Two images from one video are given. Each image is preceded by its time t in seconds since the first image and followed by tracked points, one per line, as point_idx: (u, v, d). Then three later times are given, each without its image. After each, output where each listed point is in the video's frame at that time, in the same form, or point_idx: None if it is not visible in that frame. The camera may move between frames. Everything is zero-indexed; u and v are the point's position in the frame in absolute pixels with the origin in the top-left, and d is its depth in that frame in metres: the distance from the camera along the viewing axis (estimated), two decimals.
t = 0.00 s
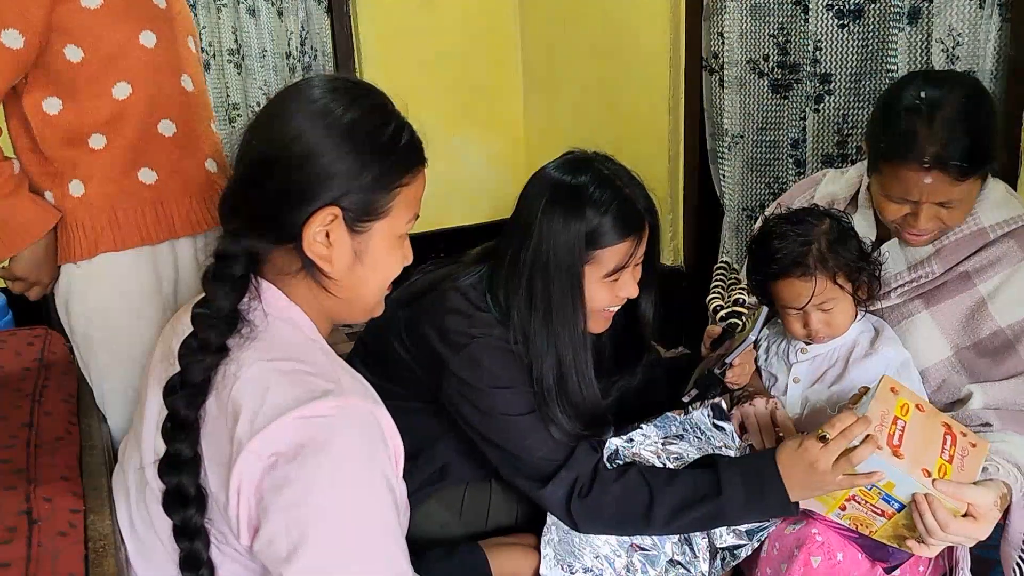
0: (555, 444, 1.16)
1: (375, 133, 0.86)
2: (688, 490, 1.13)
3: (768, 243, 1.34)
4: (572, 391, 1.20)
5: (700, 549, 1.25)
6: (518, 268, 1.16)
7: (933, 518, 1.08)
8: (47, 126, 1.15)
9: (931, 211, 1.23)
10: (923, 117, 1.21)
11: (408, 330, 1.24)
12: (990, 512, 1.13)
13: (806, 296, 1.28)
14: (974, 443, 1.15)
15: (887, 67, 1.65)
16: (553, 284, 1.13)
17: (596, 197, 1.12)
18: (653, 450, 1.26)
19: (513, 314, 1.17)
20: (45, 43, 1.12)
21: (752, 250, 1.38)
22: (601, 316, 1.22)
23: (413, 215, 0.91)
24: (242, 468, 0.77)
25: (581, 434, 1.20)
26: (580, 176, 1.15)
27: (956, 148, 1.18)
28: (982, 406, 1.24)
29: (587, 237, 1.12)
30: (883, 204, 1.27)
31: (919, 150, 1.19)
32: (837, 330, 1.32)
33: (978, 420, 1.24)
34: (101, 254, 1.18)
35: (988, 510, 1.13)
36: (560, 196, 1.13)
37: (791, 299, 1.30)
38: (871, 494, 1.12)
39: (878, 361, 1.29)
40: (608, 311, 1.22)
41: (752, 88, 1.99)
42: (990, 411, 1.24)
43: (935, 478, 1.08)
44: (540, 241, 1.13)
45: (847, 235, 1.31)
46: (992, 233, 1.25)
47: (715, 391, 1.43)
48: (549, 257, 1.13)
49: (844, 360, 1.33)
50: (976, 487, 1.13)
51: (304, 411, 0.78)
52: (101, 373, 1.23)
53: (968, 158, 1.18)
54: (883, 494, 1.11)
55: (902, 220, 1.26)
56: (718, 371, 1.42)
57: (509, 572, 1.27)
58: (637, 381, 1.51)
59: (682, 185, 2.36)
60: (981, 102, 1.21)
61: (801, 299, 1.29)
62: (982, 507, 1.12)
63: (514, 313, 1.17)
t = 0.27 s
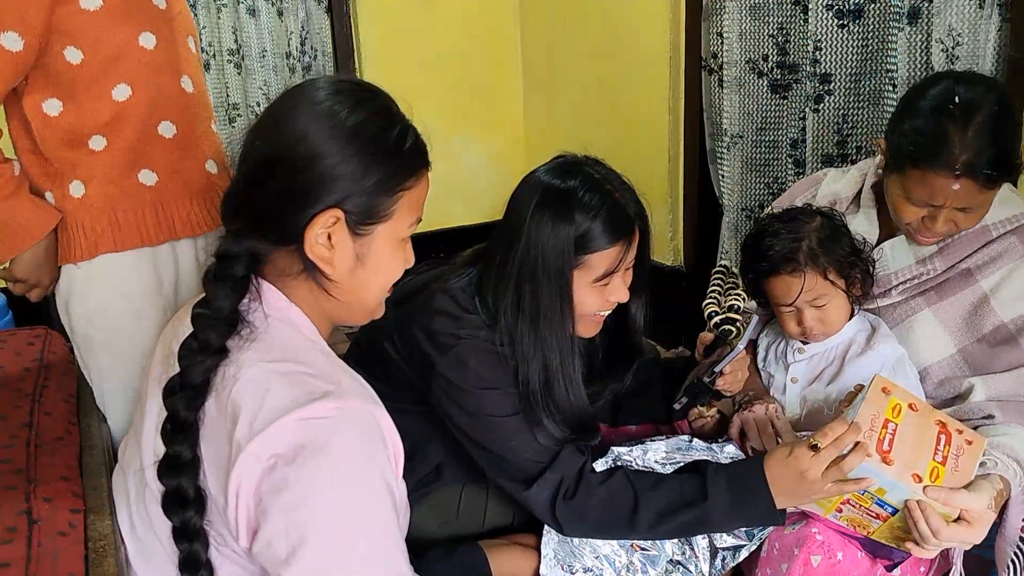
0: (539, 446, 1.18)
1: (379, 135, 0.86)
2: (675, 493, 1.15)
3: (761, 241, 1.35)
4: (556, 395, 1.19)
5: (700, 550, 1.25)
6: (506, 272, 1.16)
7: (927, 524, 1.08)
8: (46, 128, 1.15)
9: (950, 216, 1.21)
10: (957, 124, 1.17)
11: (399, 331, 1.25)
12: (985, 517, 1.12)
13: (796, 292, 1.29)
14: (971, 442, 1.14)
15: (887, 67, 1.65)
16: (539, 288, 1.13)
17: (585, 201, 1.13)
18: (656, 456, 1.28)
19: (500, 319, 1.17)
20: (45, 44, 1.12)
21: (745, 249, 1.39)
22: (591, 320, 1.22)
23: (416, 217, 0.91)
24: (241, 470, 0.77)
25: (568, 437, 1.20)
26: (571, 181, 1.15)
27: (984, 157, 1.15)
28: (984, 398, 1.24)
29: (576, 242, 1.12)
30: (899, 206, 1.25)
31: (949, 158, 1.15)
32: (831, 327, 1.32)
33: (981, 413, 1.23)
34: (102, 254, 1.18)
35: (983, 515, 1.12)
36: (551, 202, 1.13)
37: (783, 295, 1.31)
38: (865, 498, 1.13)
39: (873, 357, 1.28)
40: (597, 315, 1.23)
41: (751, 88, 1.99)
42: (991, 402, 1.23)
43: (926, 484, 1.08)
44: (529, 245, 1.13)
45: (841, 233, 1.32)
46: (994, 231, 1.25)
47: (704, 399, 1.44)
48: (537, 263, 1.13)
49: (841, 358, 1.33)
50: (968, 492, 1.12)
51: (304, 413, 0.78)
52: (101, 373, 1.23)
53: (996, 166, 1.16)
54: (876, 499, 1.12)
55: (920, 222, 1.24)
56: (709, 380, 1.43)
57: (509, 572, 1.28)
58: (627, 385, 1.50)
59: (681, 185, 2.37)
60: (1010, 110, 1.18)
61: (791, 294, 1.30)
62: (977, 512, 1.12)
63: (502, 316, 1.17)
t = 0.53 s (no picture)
0: (539, 450, 1.17)
1: (380, 136, 0.86)
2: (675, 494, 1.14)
3: (763, 239, 1.35)
4: (555, 406, 1.19)
5: (700, 551, 1.25)
6: (505, 278, 1.16)
7: (925, 528, 1.08)
8: (48, 128, 1.15)
9: (954, 219, 1.21)
10: (965, 129, 1.16)
11: (398, 332, 1.25)
12: (982, 526, 1.12)
13: (798, 289, 1.29)
14: (976, 451, 1.14)
15: (887, 67, 1.65)
16: (539, 295, 1.14)
17: (588, 209, 1.13)
18: (656, 455, 1.28)
19: (501, 325, 1.17)
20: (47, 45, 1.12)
21: (746, 249, 1.39)
22: (597, 328, 1.22)
23: (415, 219, 0.91)
24: (242, 471, 0.77)
25: (570, 446, 1.20)
26: (573, 189, 1.15)
27: (991, 161, 1.15)
28: (974, 394, 1.25)
29: (578, 249, 1.12)
30: (903, 207, 1.24)
31: (958, 163, 1.15)
32: (833, 325, 1.32)
33: (972, 408, 1.25)
34: (105, 254, 1.18)
35: (981, 524, 1.12)
36: (553, 209, 1.13)
37: (784, 292, 1.31)
38: (865, 501, 1.13)
39: (876, 358, 1.29)
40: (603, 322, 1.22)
41: (751, 88, 1.98)
42: (983, 398, 1.25)
43: (926, 488, 1.08)
44: (529, 253, 1.13)
45: (844, 232, 1.32)
46: (993, 228, 1.27)
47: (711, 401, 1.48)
48: (537, 271, 1.13)
49: (842, 358, 1.33)
50: (967, 501, 1.12)
51: (304, 414, 0.78)
52: (102, 374, 1.23)
53: (1003, 170, 1.16)
54: (875, 502, 1.12)
55: (924, 224, 1.24)
56: (715, 389, 1.46)
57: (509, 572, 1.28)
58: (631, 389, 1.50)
59: (681, 185, 2.37)
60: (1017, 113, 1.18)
61: (792, 292, 1.30)
62: (975, 520, 1.12)
63: (501, 321, 1.17)
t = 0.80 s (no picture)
0: (535, 451, 1.17)
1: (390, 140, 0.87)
2: (673, 494, 1.14)
3: (760, 237, 1.35)
4: (554, 407, 1.20)
5: (700, 550, 1.25)
6: (509, 280, 1.16)
7: (920, 523, 1.08)
8: (50, 130, 1.15)
9: (958, 217, 1.21)
10: (972, 125, 1.16)
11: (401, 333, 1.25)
12: (980, 517, 1.12)
13: (797, 285, 1.29)
14: (970, 442, 1.14)
15: (887, 67, 1.65)
16: (545, 300, 1.14)
17: (595, 216, 1.12)
18: (656, 454, 1.28)
19: (503, 332, 1.17)
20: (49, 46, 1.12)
21: (745, 247, 1.39)
22: (593, 334, 1.24)
23: (420, 232, 0.91)
24: (245, 477, 0.77)
25: (568, 447, 1.20)
26: (579, 194, 1.14)
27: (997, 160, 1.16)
28: (972, 389, 1.26)
29: (584, 255, 1.12)
30: (908, 204, 1.24)
31: (966, 161, 1.15)
32: (831, 323, 1.32)
33: (968, 402, 1.25)
34: (106, 256, 1.18)
35: (978, 515, 1.12)
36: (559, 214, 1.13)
37: (783, 289, 1.31)
38: (861, 497, 1.15)
39: (872, 357, 1.29)
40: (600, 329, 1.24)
41: (750, 88, 1.98)
42: (979, 394, 1.25)
43: (920, 483, 1.11)
44: (534, 256, 1.13)
45: (839, 230, 1.33)
46: (994, 225, 1.27)
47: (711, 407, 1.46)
48: (541, 276, 1.13)
49: (839, 357, 1.33)
50: (963, 493, 1.13)
51: (307, 420, 0.78)
52: (103, 375, 1.23)
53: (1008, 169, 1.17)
54: (870, 498, 1.14)
55: (925, 221, 1.24)
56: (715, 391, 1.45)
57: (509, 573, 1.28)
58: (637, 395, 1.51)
59: (681, 185, 2.37)
60: None
61: (790, 288, 1.30)
62: (972, 512, 1.12)
63: (503, 328, 1.17)
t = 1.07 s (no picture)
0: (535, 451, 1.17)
1: (393, 139, 0.87)
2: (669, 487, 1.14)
3: (759, 237, 1.36)
4: (550, 403, 1.20)
5: (698, 556, 1.25)
6: (505, 275, 1.17)
7: (920, 519, 1.08)
8: (43, 133, 1.15)
9: (957, 212, 1.21)
10: (973, 120, 1.15)
11: (399, 332, 1.25)
12: (979, 514, 1.12)
13: (795, 284, 1.30)
14: (967, 441, 1.14)
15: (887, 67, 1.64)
16: (539, 293, 1.14)
17: (590, 211, 1.13)
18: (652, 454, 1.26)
19: (500, 323, 1.18)
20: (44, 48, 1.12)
21: (744, 246, 1.40)
22: (588, 329, 1.23)
23: (420, 229, 0.91)
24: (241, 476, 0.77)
25: (564, 440, 1.20)
26: (575, 189, 1.15)
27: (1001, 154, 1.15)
28: (968, 387, 1.23)
29: (579, 249, 1.12)
30: (908, 199, 1.24)
31: (968, 157, 1.14)
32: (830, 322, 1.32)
33: (966, 401, 1.23)
34: (99, 259, 1.18)
35: (977, 512, 1.12)
36: (555, 208, 1.13)
37: (782, 287, 1.31)
38: (860, 495, 1.14)
39: (869, 356, 1.30)
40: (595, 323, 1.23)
41: (750, 88, 1.98)
42: (978, 391, 1.23)
43: (920, 480, 1.11)
44: (530, 249, 1.14)
45: (835, 228, 1.32)
46: (991, 223, 1.26)
47: (708, 405, 1.41)
48: (537, 267, 1.14)
49: (838, 357, 1.34)
50: (962, 490, 1.12)
51: (304, 419, 0.78)
52: (101, 375, 1.23)
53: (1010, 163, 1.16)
54: (869, 495, 1.13)
55: (926, 217, 1.24)
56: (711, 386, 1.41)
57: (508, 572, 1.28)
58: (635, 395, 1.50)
59: (681, 185, 2.36)
60: None
61: (789, 286, 1.31)
62: (970, 508, 1.11)
63: (500, 320, 1.18)
